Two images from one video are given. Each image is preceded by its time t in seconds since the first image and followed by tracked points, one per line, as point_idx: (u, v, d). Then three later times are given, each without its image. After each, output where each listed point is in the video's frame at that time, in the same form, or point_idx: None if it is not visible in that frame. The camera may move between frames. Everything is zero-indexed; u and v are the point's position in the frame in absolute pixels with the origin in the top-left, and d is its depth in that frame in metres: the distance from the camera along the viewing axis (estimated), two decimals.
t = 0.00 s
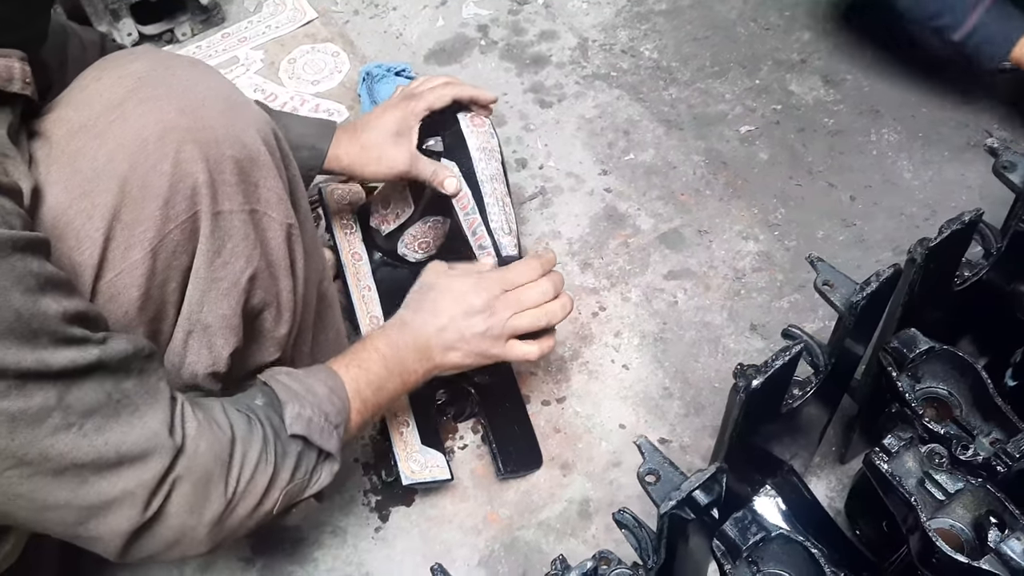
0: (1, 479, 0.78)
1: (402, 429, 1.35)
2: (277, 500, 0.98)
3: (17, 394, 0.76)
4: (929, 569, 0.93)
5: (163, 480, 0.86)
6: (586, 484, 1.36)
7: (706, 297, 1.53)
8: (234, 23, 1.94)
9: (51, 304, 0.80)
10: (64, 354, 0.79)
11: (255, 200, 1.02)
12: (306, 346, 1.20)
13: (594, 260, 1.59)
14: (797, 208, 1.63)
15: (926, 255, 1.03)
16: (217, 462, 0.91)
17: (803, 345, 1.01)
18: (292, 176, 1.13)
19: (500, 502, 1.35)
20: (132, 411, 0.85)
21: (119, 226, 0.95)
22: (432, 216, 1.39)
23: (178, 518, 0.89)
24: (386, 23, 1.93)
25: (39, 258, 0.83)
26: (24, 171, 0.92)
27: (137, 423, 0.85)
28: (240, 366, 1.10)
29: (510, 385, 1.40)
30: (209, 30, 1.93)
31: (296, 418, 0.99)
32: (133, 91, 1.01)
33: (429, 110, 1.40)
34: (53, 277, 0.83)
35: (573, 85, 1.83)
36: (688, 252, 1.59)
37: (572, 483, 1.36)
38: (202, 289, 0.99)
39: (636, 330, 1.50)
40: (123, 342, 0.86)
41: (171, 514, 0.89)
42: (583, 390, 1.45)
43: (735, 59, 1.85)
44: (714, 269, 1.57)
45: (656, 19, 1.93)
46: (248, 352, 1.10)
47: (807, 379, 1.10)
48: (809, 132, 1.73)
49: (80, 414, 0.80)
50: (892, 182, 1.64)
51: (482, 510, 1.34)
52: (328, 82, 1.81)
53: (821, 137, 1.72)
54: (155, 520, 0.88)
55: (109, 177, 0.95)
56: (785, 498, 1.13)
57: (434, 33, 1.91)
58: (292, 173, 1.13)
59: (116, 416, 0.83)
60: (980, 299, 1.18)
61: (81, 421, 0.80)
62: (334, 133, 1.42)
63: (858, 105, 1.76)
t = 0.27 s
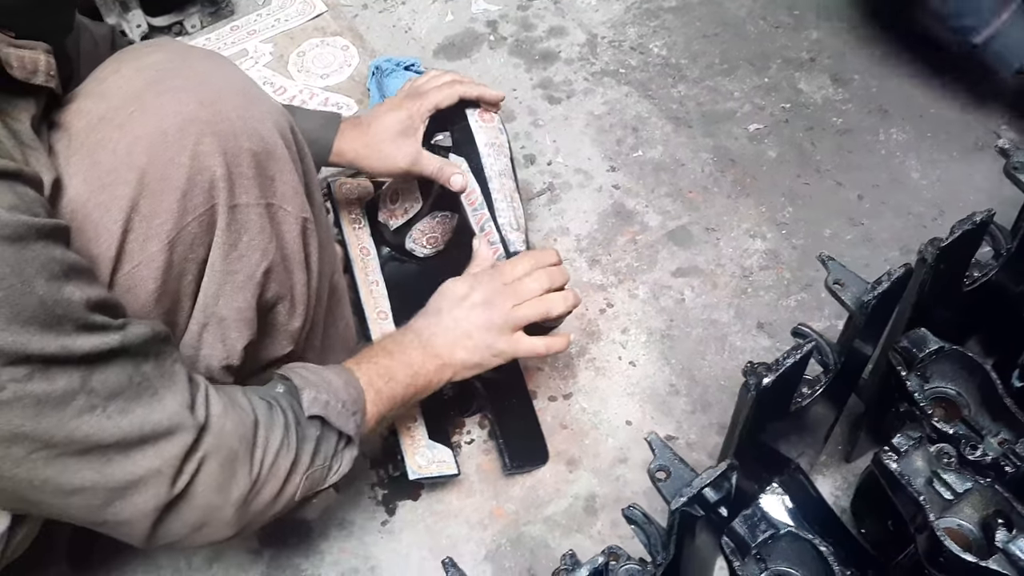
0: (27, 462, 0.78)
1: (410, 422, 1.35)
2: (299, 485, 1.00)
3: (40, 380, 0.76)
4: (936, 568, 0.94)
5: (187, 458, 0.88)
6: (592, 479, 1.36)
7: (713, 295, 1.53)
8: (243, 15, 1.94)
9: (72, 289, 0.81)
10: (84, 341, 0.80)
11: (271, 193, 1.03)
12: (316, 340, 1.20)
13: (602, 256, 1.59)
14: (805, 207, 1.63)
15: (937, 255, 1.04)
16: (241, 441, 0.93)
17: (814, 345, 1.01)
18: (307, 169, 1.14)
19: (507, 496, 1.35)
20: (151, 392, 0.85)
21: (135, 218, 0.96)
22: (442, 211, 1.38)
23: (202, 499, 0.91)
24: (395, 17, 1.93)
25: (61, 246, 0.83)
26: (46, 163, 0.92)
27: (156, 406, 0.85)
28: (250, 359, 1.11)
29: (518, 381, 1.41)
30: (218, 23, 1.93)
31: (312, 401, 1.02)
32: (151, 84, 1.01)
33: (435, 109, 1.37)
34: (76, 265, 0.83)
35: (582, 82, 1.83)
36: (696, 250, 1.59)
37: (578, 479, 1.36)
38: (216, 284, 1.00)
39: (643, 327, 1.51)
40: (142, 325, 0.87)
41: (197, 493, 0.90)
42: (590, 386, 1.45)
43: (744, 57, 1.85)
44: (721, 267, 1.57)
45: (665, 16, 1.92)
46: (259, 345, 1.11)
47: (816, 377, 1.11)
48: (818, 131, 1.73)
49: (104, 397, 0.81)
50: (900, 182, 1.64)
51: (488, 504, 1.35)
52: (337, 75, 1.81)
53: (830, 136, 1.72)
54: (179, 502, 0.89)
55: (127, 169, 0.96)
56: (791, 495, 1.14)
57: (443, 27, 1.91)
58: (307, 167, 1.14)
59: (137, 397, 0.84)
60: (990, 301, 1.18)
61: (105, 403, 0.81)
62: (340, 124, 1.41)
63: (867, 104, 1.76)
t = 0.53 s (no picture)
0: (43, 465, 0.80)
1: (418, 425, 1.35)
2: (302, 492, 1.01)
3: (63, 385, 0.78)
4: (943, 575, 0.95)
5: (198, 463, 0.89)
6: (598, 481, 1.37)
7: (720, 299, 1.54)
8: (253, 14, 1.94)
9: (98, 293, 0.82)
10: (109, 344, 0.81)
11: (286, 194, 1.04)
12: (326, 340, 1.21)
13: (609, 259, 1.60)
14: (812, 212, 1.64)
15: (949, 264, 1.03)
16: (249, 448, 0.94)
17: (825, 354, 1.03)
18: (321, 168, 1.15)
19: (514, 497, 1.36)
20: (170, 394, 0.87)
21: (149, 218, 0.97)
22: (451, 213, 1.42)
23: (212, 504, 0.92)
24: (404, 16, 1.93)
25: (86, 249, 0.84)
26: (69, 164, 0.93)
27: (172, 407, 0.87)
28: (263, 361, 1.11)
29: (526, 382, 1.40)
30: (227, 21, 1.94)
31: (319, 408, 1.02)
32: (169, 84, 1.02)
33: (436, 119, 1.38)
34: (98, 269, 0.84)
35: (590, 84, 1.83)
36: (703, 254, 1.60)
37: (584, 481, 1.37)
38: (231, 286, 1.01)
39: (650, 330, 1.51)
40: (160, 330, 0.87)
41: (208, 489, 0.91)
42: (597, 388, 1.46)
43: (752, 61, 1.86)
44: (727, 271, 1.57)
45: (674, 19, 1.93)
46: (272, 347, 1.11)
47: (825, 385, 1.12)
48: (825, 136, 1.74)
49: (119, 402, 0.82)
50: (906, 188, 1.65)
51: (494, 505, 1.36)
52: (346, 75, 1.81)
53: (836, 142, 1.73)
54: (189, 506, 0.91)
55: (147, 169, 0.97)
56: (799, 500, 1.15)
57: (452, 28, 1.91)
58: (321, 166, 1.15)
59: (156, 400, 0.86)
60: (996, 310, 1.19)
61: (120, 409, 0.82)
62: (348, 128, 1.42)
63: (873, 109, 1.77)
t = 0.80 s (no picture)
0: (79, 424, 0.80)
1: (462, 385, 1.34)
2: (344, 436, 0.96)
3: (94, 337, 0.77)
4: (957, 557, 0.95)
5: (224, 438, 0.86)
6: (608, 466, 1.37)
7: (730, 286, 1.54)
8: None
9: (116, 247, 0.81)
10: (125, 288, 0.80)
11: (280, 119, 1.08)
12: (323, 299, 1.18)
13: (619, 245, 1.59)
14: (822, 200, 1.63)
15: (965, 248, 1.03)
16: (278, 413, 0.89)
17: (841, 335, 1.02)
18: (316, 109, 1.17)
19: (523, 481, 1.36)
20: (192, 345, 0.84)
21: (158, 142, 1.00)
22: (458, 184, 1.40)
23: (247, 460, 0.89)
24: (412, 2, 1.93)
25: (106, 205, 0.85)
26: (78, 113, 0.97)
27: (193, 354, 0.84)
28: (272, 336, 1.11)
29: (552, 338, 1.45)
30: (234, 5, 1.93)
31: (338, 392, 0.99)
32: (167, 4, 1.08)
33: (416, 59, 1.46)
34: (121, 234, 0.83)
35: (600, 71, 1.82)
36: (713, 241, 1.59)
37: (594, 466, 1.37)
38: (236, 202, 1.03)
39: (660, 317, 1.51)
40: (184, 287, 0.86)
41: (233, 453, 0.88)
42: (607, 373, 1.46)
43: (762, 50, 1.85)
44: (737, 258, 1.57)
45: (684, 8, 1.92)
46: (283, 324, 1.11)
47: (840, 368, 1.11)
48: (835, 125, 1.73)
49: (154, 363, 0.81)
50: (917, 177, 1.65)
51: (503, 486, 1.35)
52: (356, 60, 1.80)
53: (847, 131, 1.72)
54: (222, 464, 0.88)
55: (149, 91, 1.02)
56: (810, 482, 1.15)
57: (461, 14, 1.91)
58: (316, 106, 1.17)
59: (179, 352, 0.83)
60: (1011, 296, 1.17)
61: (155, 370, 0.81)
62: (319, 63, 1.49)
63: (884, 99, 1.76)
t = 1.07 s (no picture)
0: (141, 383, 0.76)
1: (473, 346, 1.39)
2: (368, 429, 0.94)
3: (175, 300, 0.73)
4: (984, 557, 0.93)
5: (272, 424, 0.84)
6: (623, 461, 1.35)
7: (747, 281, 1.53)
8: None
9: (197, 171, 0.81)
10: (207, 211, 0.81)
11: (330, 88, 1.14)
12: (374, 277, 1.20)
13: (635, 239, 1.58)
14: (840, 196, 1.62)
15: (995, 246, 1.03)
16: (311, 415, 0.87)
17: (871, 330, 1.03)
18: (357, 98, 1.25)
19: (537, 476, 1.35)
20: (268, 251, 0.87)
21: (226, 85, 1.05)
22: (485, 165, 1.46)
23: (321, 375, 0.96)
24: None
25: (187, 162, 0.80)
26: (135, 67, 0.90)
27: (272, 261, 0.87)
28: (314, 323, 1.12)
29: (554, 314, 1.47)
30: None
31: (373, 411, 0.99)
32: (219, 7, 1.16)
33: None
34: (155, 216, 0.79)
35: (616, 65, 1.81)
36: (730, 236, 1.58)
37: (609, 461, 1.36)
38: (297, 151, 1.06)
39: (676, 311, 1.50)
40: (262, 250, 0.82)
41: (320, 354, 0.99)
42: (622, 368, 1.44)
43: (779, 45, 1.84)
44: (754, 254, 1.56)
45: (701, 2, 1.91)
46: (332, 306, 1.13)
47: (868, 363, 1.13)
48: (853, 121, 1.72)
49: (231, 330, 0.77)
50: (936, 175, 1.64)
51: (517, 483, 1.34)
52: (371, 50, 1.79)
53: (865, 127, 1.71)
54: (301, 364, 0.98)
55: (213, 70, 1.07)
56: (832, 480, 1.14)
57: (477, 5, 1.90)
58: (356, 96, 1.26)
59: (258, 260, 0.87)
60: None
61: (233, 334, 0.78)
62: None
63: (903, 95, 1.75)
